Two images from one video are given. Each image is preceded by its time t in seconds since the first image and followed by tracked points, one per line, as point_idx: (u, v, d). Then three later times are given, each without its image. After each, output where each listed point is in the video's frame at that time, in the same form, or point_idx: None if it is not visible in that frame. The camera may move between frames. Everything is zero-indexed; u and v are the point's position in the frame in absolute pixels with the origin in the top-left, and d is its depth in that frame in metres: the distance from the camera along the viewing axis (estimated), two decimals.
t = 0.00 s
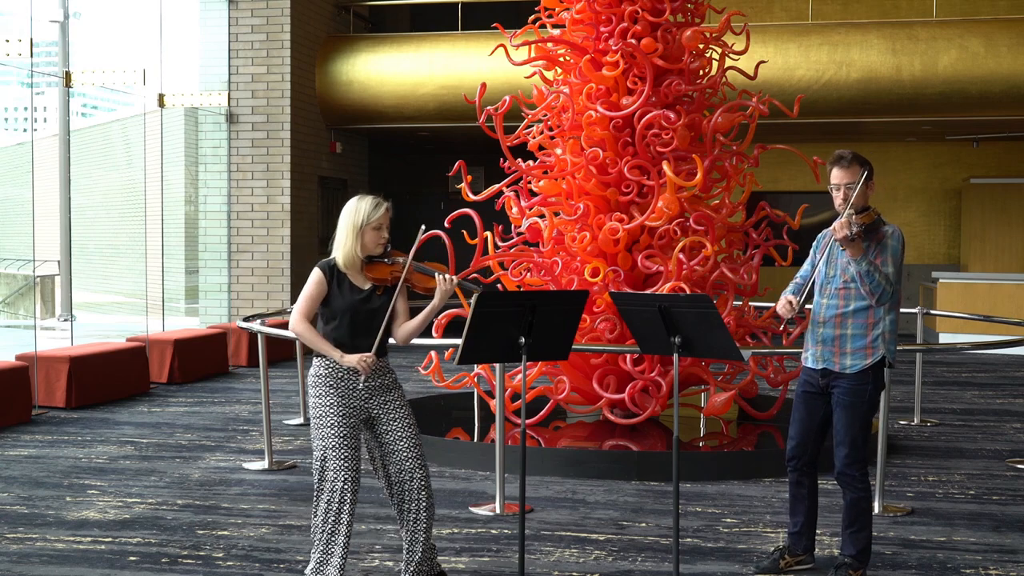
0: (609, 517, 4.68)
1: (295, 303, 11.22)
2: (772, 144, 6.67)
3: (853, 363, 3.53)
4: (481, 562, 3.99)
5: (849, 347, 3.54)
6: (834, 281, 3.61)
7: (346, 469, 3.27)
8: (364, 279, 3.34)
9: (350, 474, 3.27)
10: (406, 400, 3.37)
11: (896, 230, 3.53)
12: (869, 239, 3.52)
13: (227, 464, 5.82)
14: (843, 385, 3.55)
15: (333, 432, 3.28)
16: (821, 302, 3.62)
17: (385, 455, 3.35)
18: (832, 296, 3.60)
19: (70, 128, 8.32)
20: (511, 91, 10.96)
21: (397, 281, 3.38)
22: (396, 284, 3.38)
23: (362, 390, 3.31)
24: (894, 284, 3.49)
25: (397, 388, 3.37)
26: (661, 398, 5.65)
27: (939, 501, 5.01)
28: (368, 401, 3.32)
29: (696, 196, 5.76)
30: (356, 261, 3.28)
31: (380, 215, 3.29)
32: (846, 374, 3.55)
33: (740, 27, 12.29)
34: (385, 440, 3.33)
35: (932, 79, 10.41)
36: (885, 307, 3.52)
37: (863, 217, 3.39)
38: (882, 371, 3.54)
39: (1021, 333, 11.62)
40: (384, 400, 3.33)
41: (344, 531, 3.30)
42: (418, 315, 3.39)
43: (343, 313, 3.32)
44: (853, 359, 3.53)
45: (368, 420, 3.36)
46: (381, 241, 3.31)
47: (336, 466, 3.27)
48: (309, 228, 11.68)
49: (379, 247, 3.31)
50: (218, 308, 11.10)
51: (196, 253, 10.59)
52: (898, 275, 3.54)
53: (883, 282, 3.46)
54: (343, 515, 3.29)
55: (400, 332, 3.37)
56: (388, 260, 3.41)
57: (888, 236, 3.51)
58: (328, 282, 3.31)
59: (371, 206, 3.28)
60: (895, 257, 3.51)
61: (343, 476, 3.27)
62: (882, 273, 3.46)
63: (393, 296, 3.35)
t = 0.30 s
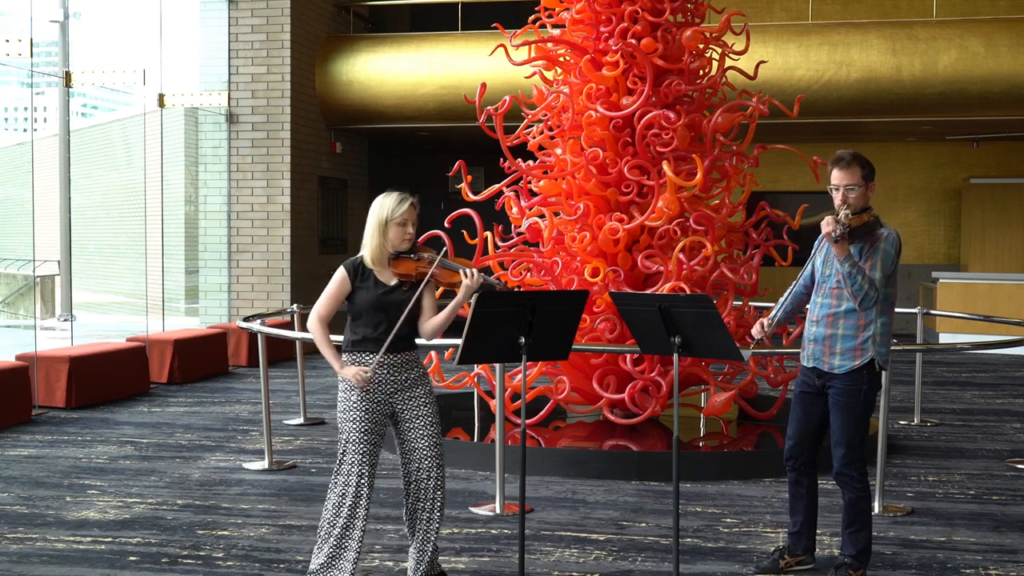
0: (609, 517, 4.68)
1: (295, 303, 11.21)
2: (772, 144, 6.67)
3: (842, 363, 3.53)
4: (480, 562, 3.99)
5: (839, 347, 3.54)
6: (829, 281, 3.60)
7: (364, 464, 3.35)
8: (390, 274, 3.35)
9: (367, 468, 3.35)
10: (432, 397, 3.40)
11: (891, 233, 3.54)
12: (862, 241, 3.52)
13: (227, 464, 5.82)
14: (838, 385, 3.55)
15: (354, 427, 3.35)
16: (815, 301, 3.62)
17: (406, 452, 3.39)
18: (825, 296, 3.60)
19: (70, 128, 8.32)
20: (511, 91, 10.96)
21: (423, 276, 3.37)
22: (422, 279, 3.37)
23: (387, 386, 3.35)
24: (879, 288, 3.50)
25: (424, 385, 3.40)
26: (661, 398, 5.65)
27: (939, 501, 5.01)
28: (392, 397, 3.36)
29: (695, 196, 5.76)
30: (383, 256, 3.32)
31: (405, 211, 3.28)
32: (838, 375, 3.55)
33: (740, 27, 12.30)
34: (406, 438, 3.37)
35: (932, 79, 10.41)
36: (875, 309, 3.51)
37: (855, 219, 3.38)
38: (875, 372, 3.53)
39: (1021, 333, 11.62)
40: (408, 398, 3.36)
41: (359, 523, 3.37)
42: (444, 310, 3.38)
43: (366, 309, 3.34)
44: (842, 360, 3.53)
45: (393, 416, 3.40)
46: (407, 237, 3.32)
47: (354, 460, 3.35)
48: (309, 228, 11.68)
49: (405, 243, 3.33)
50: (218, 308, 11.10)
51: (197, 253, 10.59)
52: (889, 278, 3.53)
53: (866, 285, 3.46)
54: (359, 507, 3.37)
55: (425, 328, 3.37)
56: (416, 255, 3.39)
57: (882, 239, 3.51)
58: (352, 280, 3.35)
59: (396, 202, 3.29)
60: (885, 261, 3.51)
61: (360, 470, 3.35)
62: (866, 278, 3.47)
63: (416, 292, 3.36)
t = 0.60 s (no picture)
0: (609, 517, 4.68)
1: (295, 303, 11.21)
2: (772, 144, 6.67)
3: (845, 364, 3.53)
4: (480, 562, 3.99)
5: (842, 348, 3.54)
6: (830, 281, 3.60)
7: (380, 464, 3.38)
8: (407, 278, 3.42)
9: (381, 469, 3.39)
10: (453, 401, 3.43)
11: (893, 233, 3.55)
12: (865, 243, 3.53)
13: (227, 464, 5.82)
14: (839, 386, 3.55)
15: (371, 427, 3.39)
16: (816, 302, 3.62)
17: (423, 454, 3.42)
18: (826, 296, 3.60)
19: (70, 128, 8.33)
20: (511, 91, 10.96)
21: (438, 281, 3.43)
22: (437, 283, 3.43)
23: (406, 388, 3.38)
24: (888, 290, 3.52)
25: (446, 388, 3.43)
26: (661, 398, 5.65)
27: (939, 501, 5.01)
28: (411, 399, 3.39)
29: (695, 196, 5.76)
30: (399, 260, 3.38)
31: (417, 217, 3.33)
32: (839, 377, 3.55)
33: (740, 27, 12.30)
34: (422, 440, 3.41)
35: (932, 79, 10.41)
36: (878, 311, 3.52)
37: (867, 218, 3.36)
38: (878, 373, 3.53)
39: (1021, 333, 11.63)
40: (427, 401, 3.39)
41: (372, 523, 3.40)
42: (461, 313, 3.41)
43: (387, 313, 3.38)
44: (845, 361, 3.53)
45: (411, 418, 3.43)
46: (421, 242, 3.36)
47: (369, 459, 3.39)
48: (309, 228, 11.68)
49: (420, 248, 3.36)
50: (218, 308, 11.11)
51: (197, 253, 10.60)
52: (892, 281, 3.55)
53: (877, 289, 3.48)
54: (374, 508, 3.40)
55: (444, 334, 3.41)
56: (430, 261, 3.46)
57: (886, 241, 3.53)
58: (373, 284, 3.42)
59: (410, 208, 3.33)
60: (890, 262, 3.53)
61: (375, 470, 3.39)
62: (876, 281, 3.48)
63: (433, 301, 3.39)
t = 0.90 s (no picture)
0: (609, 517, 4.68)
1: (295, 303, 11.21)
2: (772, 144, 6.67)
3: (857, 367, 3.51)
4: (480, 563, 3.99)
5: (851, 352, 3.53)
6: (829, 289, 3.60)
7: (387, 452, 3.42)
8: (422, 263, 3.44)
9: (387, 456, 3.42)
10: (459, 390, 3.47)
11: (884, 232, 3.53)
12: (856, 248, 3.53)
13: (227, 464, 5.82)
14: (840, 388, 3.55)
15: (379, 414, 3.42)
16: (818, 311, 3.61)
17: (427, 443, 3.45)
18: (828, 304, 3.59)
19: (70, 128, 8.33)
20: (511, 91, 10.96)
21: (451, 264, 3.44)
22: (451, 266, 3.44)
23: (414, 376, 3.41)
24: (887, 291, 3.53)
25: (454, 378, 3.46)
26: (661, 398, 5.65)
27: (939, 501, 5.01)
28: (419, 387, 3.42)
29: (695, 196, 5.76)
30: (412, 244, 3.40)
31: (430, 201, 3.33)
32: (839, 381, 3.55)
33: (740, 27, 12.31)
34: (428, 429, 3.43)
35: (932, 79, 10.41)
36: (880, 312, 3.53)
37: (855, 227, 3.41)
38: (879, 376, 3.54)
39: (1021, 333, 11.63)
40: (433, 389, 3.42)
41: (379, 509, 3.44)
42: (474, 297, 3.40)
43: (399, 299, 3.41)
44: (857, 364, 3.51)
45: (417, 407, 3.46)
46: (434, 226, 3.36)
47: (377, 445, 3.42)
48: (309, 228, 11.67)
49: (432, 232, 3.36)
50: (218, 308, 11.12)
51: (197, 253, 10.60)
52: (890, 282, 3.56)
53: (877, 293, 3.51)
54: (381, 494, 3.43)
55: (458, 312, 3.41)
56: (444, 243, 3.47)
57: (878, 242, 3.51)
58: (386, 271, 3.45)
59: (423, 191, 3.34)
60: (886, 263, 3.51)
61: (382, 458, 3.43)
62: (875, 285, 3.51)
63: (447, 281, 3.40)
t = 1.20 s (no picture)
0: (609, 517, 4.68)
1: (295, 303, 11.21)
2: (772, 144, 6.67)
3: (822, 375, 3.53)
4: (481, 562, 3.99)
5: (820, 359, 3.55)
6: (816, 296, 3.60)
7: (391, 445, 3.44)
8: (422, 261, 3.43)
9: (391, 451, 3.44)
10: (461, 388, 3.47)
11: (873, 251, 3.46)
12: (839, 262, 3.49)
13: (227, 464, 5.82)
14: (820, 391, 3.54)
15: (382, 409, 3.43)
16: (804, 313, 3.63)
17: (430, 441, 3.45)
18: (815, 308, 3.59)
19: (70, 128, 8.33)
20: (511, 91, 10.96)
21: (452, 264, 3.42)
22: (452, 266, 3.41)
23: (416, 373, 3.42)
24: (851, 313, 3.45)
25: (456, 375, 3.47)
26: (661, 398, 5.65)
27: (939, 501, 5.01)
28: (421, 384, 3.43)
29: (695, 196, 5.76)
30: (413, 241, 3.40)
31: (431, 197, 3.33)
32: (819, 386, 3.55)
33: (740, 27, 12.31)
34: (431, 426, 3.44)
35: (932, 79, 10.41)
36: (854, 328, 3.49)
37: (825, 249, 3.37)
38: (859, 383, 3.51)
39: (1021, 333, 11.63)
40: (436, 387, 3.43)
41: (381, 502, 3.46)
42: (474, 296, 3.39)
43: (398, 298, 3.43)
44: (822, 371, 3.53)
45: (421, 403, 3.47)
46: (435, 223, 3.36)
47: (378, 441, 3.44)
48: (309, 228, 11.67)
49: (433, 229, 3.37)
50: (218, 308, 11.12)
51: (197, 253, 10.60)
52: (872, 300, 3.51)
53: (837, 314, 3.43)
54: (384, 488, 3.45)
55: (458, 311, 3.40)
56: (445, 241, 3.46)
57: (858, 260, 3.45)
58: (385, 268, 3.45)
59: (425, 187, 3.34)
60: (860, 284, 3.46)
61: (383, 455, 3.45)
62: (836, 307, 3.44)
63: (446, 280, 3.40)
